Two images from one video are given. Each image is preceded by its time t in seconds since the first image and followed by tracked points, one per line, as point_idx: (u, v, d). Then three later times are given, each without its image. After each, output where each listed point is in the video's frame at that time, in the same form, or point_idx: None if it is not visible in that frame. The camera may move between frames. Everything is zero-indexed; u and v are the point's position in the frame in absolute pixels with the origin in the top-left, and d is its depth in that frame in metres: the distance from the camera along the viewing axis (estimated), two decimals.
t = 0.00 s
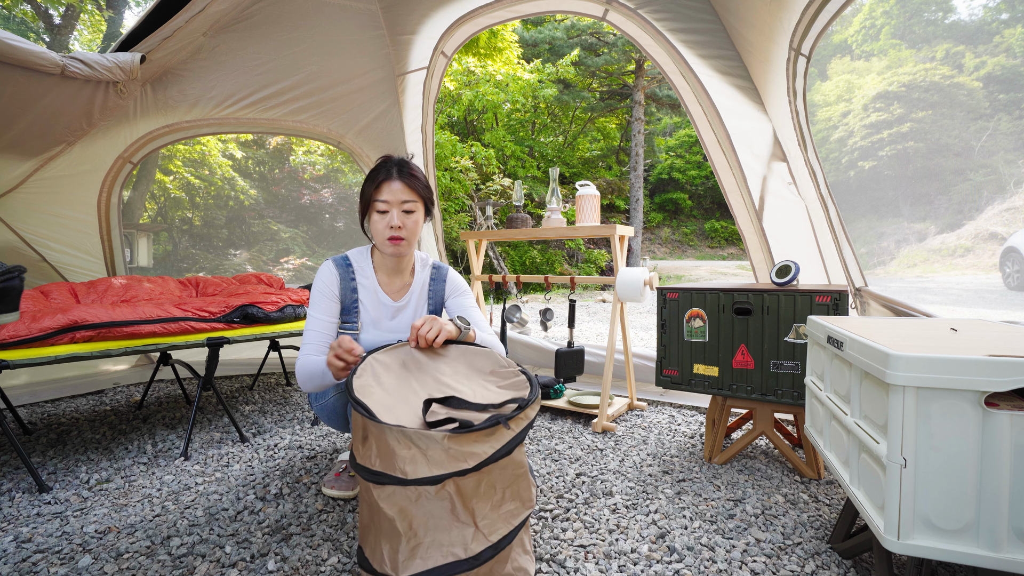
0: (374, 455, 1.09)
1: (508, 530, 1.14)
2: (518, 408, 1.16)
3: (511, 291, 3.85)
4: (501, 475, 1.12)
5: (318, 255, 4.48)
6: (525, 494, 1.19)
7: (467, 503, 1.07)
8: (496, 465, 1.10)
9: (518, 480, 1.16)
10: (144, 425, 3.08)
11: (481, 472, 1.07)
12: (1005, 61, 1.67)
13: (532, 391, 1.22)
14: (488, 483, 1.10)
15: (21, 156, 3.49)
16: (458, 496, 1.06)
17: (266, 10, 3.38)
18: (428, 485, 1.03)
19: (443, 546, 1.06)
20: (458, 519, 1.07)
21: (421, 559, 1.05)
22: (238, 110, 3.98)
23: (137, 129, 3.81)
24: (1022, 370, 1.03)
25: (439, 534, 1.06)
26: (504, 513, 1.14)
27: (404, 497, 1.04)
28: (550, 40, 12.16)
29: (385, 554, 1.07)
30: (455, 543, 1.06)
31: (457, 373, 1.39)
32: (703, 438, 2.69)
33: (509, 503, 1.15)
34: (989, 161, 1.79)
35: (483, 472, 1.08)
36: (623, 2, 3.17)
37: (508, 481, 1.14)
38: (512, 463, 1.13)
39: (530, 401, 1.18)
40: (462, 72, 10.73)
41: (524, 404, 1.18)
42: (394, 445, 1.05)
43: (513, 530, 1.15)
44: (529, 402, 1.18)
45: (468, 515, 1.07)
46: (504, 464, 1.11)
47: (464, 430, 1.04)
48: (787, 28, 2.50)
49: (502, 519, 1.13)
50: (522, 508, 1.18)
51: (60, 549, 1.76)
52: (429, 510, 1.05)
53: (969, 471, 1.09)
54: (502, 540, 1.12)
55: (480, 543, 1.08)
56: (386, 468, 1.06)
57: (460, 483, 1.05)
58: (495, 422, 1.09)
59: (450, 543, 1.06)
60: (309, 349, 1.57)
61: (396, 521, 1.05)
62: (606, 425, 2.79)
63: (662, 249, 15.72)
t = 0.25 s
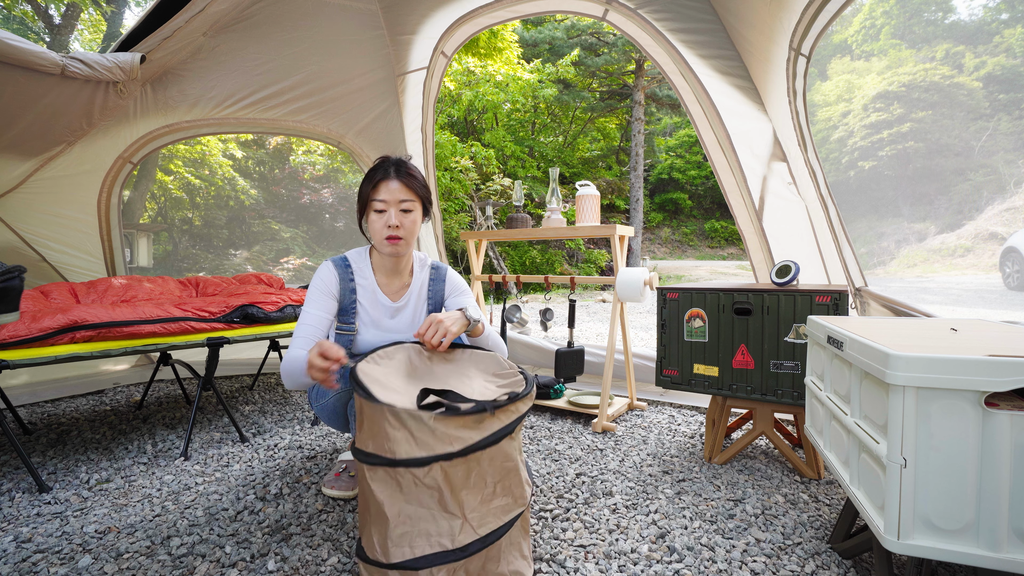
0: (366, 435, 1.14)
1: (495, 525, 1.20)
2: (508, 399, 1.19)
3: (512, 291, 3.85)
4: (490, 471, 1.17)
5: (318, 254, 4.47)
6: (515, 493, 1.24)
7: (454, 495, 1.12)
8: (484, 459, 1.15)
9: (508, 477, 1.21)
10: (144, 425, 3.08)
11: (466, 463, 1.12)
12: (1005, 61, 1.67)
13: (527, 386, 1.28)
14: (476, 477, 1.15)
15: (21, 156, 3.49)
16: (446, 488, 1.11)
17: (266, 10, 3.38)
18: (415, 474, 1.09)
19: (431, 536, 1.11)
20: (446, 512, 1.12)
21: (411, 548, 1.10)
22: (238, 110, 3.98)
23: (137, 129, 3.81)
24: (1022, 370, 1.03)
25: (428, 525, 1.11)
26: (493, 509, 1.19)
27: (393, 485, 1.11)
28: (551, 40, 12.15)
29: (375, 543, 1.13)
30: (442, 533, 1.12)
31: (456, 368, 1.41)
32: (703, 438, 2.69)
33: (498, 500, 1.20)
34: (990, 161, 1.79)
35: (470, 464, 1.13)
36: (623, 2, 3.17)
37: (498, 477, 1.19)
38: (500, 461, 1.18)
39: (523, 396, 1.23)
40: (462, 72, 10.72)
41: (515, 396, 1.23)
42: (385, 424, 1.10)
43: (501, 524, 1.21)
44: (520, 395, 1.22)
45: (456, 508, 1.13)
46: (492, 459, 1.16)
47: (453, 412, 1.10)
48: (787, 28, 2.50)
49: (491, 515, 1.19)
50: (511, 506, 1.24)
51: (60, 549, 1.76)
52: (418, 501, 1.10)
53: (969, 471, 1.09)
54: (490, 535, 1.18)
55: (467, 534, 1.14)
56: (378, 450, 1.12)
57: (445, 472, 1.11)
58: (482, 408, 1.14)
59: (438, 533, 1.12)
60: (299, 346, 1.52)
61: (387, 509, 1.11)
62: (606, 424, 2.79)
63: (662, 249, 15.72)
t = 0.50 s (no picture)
0: (393, 392, 1.17)
1: (507, 498, 1.23)
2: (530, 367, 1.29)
3: (512, 291, 3.86)
4: (507, 438, 1.23)
5: (318, 254, 4.47)
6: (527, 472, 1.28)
7: (474, 457, 1.18)
8: (503, 422, 1.22)
9: (523, 450, 1.26)
10: (144, 425, 3.08)
11: (489, 421, 1.20)
12: (1005, 61, 1.67)
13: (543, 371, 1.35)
14: (494, 441, 1.21)
15: (21, 156, 3.49)
16: (467, 447, 1.17)
17: (266, 10, 3.38)
18: (441, 427, 1.15)
19: (446, 499, 1.14)
20: (464, 475, 1.16)
21: (427, 511, 1.12)
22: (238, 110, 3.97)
23: (137, 129, 3.81)
24: (1022, 370, 1.03)
25: (445, 487, 1.14)
26: (506, 482, 1.22)
27: (416, 440, 1.14)
28: (551, 40, 12.15)
29: (390, 504, 1.13)
30: (458, 498, 1.15)
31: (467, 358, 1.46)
32: (703, 438, 2.69)
33: (512, 473, 1.24)
34: (989, 162, 1.79)
35: (490, 424, 1.20)
36: (623, 2, 3.17)
37: (515, 447, 1.24)
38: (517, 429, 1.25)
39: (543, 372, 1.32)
40: (462, 72, 10.71)
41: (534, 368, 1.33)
42: (419, 376, 1.17)
43: (512, 499, 1.24)
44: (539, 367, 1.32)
45: (473, 471, 1.17)
46: (510, 424, 1.23)
47: (484, 366, 1.20)
48: (787, 28, 2.50)
49: (504, 487, 1.22)
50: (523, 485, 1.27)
51: (60, 549, 1.76)
52: (438, 460, 1.14)
53: (969, 471, 1.09)
54: (502, 506, 1.21)
55: (481, 500, 1.18)
56: (406, 404, 1.15)
57: (469, 429, 1.17)
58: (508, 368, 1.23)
59: (453, 497, 1.15)
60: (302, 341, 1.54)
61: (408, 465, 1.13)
62: (606, 424, 2.79)
63: (662, 249, 15.71)
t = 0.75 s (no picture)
0: (391, 388, 1.23)
1: (501, 494, 1.25)
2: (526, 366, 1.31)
3: (512, 291, 3.86)
4: (501, 436, 1.25)
5: (318, 255, 4.47)
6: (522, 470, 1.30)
7: (466, 452, 1.21)
8: (497, 420, 1.24)
9: (518, 446, 1.28)
10: (144, 425, 3.08)
11: (483, 418, 1.23)
12: (1005, 61, 1.67)
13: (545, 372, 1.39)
14: (489, 438, 1.24)
15: (21, 156, 3.49)
16: (460, 443, 1.20)
17: (266, 10, 3.38)
18: (435, 422, 1.20)
19: (439, 494, 1.18)
20: (456, 470, 1.19)
21: (420, 505, 1.17)
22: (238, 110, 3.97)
23: (137, 129, 3.81)
24: (1022, 370, 1.03)
25: (437, 482, 1.18)
26: (500, 478, 1.25)
27: (411, 434, 1.20)
28: (550, 40, 12.15)
29: (385, 497, 1.19)
30: (450, 493, 1.19)
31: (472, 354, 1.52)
32: (703, 437, 2.69)
33: (506, 471, 1.26)
34: (989, 162, 1.79)
35: (484, 421, 1.23)
36: (623, 2, 3.17)
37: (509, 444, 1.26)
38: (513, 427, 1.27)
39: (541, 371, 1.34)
40: (461, 72, 10.71)
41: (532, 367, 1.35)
42: (415, 371, 1.22)
43: (506, 496, 1.26)
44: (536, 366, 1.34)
45: (466, 468, 1.20)
46: (505, 422, 1.26)
47: (479, 363, 1.23)
48: (787, 28, 2.50)
49: (497, 484, 1.24)
50: (518, 482, 1.29)
51: (60, 549, 1.76)
52: (431, 456, 1.19)
53: (969, 471, 1.09)
54: (495, 502, 1.23)
55: (473, 496, 1.21)
56: (402, 398, 1.21)
57: (463, 425, 1.21)
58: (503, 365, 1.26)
59: (445, 492, 1.19)
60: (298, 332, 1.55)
61: (402, 460, 1.19)
62: (606, 424, 2.79)
63: (662, 249, 15.71)
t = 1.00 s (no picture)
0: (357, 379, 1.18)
1: (465, 488, 1.17)
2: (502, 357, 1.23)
3: (512, 291, 3.85)
4: (468, 428, 1.18)
5: (318, 255, 4.47)
6: (492, 465, 1.21)
7: (429, 442, 1.14)
8: (464, 410, 1.17)
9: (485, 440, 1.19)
10: (144, 425, 3.08)
11: (447, 408, 1.15)
12: (1005, 61, 1.67)
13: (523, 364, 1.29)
14: (455, 429, 1.16)
15: (21, 156, 3.49)
16: (422, 432, 1.14)
17: (266, 10, 3.38)
18: (399, 410, 1.13)
19: (398, 483, 1.13)
20: (417, 460, 1.13)
21: (380, 492, 1.13)
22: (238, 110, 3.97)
23: (137, 129, 3.81)
24: (1022, 370, 1.03)
25: (397, 470, 1.13)
26: (464, 472, 1.17)
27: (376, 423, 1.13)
28: (550, 40, 12.15)
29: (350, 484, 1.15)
30: (410, 482, 1.13)
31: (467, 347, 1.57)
32: (703, 438, 2.69)
33: (472, 464, 1.18)
34: (989, 161, 1.79)
35: (450, 412, 1.16)
36: (623, 2, 3.17)
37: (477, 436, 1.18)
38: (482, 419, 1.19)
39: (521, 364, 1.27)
40: (462, 73, 10.71)
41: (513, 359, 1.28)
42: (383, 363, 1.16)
43: (471, 490, 1.17)
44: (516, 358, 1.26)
45: (427, 457, 1.13)
46: (472, 413, 1.18)
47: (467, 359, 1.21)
48: (787, 28, 2.50)
49: (461, 477, 1.17)
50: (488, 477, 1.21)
51: (60, 549, 1.76)
52: (392, 444, 1.13)
53: (969, 472, 1.09)
54: (456, 496, 1.16)
55: (433, 487, 1.14)
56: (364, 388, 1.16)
57: (427, 414, 1.14)
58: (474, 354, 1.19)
59: (405, 481, 1.13)
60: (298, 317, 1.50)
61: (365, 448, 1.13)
62: (606, 424, 2.79)
63: (662, 249, 15.72)
